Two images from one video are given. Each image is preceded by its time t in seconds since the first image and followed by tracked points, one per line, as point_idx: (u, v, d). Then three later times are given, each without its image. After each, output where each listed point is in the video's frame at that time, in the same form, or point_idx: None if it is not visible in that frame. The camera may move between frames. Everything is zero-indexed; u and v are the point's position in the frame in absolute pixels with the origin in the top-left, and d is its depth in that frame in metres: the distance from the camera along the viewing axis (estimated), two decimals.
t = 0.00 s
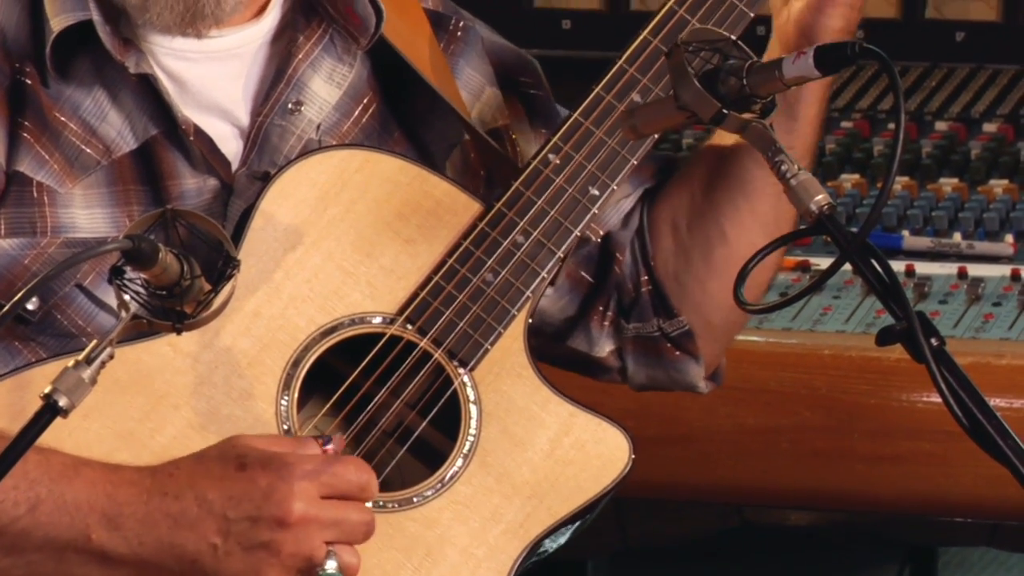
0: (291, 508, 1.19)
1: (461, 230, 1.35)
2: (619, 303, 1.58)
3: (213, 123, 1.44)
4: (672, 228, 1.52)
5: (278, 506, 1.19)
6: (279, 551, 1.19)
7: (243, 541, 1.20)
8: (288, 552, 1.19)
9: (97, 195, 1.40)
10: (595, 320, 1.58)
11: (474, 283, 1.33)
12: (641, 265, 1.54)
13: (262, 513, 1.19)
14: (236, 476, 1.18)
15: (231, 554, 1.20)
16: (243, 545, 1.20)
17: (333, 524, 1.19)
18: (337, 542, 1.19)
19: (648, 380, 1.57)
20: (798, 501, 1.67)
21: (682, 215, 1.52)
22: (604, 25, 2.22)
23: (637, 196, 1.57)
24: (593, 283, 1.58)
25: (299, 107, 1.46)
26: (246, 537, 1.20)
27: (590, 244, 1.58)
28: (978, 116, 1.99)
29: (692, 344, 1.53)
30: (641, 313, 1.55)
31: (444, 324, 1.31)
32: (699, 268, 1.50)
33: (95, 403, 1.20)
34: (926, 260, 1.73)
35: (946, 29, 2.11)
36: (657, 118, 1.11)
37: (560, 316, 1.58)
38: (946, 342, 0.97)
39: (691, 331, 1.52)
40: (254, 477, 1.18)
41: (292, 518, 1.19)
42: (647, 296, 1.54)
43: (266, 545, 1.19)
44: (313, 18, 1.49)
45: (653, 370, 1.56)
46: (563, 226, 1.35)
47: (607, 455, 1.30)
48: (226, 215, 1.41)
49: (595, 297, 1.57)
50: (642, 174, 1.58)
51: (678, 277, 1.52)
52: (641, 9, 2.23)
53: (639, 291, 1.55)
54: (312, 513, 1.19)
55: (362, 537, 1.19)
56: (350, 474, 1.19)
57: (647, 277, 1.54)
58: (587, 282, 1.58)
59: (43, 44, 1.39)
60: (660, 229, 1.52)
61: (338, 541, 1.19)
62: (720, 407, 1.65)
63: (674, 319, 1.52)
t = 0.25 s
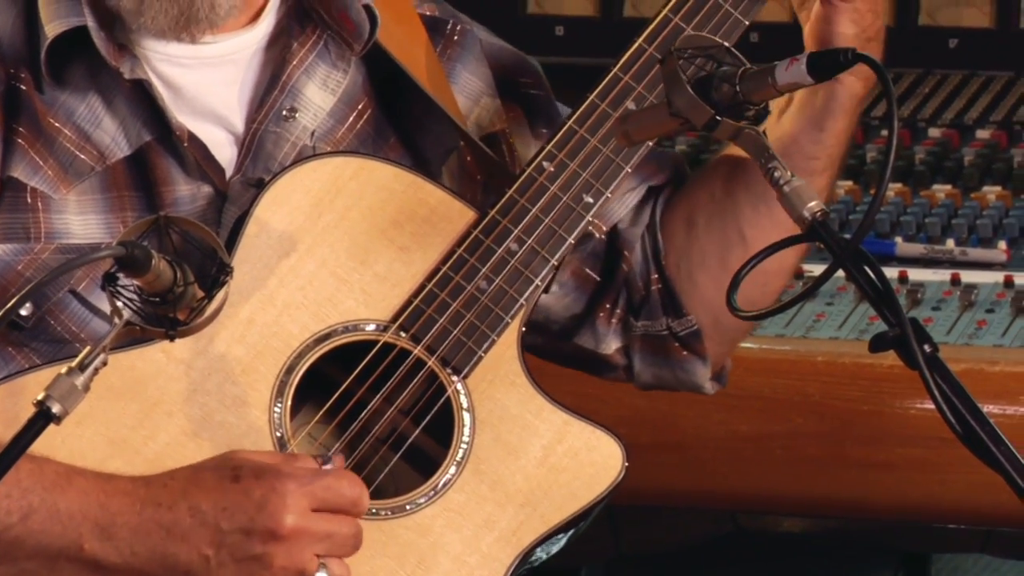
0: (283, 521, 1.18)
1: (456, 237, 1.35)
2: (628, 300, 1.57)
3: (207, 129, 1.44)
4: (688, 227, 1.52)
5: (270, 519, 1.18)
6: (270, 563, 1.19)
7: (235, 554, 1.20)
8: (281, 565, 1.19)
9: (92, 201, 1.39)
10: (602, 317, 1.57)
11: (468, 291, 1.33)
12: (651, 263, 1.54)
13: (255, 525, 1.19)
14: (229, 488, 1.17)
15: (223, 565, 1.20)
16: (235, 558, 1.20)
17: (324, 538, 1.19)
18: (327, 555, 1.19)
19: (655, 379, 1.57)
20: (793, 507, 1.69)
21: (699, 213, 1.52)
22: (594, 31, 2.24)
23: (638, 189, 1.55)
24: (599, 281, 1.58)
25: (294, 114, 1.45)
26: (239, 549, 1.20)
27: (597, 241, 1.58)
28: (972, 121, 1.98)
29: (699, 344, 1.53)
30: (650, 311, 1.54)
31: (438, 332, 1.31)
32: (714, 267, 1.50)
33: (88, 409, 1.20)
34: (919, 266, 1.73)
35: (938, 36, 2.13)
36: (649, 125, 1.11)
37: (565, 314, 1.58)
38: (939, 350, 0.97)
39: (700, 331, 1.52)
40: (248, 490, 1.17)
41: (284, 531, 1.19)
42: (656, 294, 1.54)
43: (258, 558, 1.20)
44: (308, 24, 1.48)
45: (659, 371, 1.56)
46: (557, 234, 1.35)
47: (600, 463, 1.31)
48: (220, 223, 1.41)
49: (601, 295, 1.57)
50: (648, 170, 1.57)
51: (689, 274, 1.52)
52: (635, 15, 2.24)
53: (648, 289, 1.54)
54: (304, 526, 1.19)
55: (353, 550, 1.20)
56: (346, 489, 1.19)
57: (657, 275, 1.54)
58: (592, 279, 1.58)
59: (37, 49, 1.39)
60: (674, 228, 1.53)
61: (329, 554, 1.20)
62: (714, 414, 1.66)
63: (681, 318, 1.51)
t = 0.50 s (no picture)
0: (287, 532, 1.18)
1: (457, 235, 1.35)
2: (635, 295, 1.57)
3: (208, 128, 1.44)
4: (694, 222, 1.52)
5: (274, 530, 1.18)
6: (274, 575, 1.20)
7: (237, 564, 1.21)
8: None
9: (92, 198, 1.39)
10: (612, 312, 1.56)
11: (469, 290, 1.33)
12: (658, 258, 1.54)
13: (258, 535, 1.19)
14: (235, 498, 1.18)
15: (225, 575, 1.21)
16: (237, 567, 1.21)
17: (326, 549, 1.19)
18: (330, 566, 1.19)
19: (662, 372, 1.57)
20: (795, 508, 1.70)
21: (706, 207, 1.51)
22: (595, 32, 2.24)
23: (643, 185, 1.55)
24: (605, 277, 1.58)
25: (294, 113, 1.45)
26: (241, 560, 1.20)
27: (604, 235, 1.58)
28: (973, 123, 1.98)
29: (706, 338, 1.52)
30: (657, 304, 1.54)
31: (439, 331, 1.31)
32: (722, 261, 1.50)
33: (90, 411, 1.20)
34: (921, 268, 1.73)
35: (939, 37, 2.13)
36: (651, 126, 1.11)
37: (573, 309, 1.58)
38: (941, 350, 0.97)
39: (707, 324, 1.52)
40: (253, 500, 1.18)
41: (288, 542, 1.19)
42: (663, 288, 1.54)
43: (260, 568, 1.20)
44: (308, 23, 1.49)
45: (668, 363, 1.55)
46: (558, 233, 1.35)
47: (602, 462, 1.30)
48: (222, 222, 1.41)
49: (611, 288, 1.57)
50: (653, 164, 1.56)
51: (696, 268, 1.52)
52: (636, 16, 2.24)
53: (655, 282, 1.54)
54: (307, 537, 1.19)
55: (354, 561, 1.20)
56: (351, 500, 1.19)
57: (664, 270, 1.54)
58: (598, 275, 1.58)
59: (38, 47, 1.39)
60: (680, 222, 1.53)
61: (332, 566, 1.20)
62: (714, 415, 1.66)
63: (688, 311, 1.51)
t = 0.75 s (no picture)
0: (287, 533, 1.18)
1: (457, 237, 1.35)
2: (632, 300, 1.57)
3: (208, 129, 1.44)
4: (693, 225, 1.52)
5: (273, 531, 1.18)
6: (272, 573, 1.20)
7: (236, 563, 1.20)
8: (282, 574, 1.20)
9: (92, 200, 1.39)
10: (608, 317, 1.56)
11: (469, 292, 1.33)
12: (655, 263, 1.53)
13: (256, 535, 1.19)
14: (235, 499, 1.17)
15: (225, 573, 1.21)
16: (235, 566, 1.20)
17: (325, 552, 1.19)
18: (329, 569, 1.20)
19: (659, 376, 1.57)
20: (794, 509, 1.70)
21: (706, 210, 1.51)
22: (595, 33, 2.24)
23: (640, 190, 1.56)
24: (602, 283, 1.58)
25: (294, 114, 1.45)
26: (240, 559, 1.20)
27: (600, 241, 1.57)
28: (972, 125, 1.98)
29: (704, 342, 1.52)
30: (654, 309, 1.54)
31: (439, 333, 1.31)
32: (720, 264, 1.50)
33: (90, 412, 1.20)
34: (920, 270, 1.73)
35: (940, 38, 2.13)
36: (651, 128, 1.11)
37: (569, 314, 1.57)
38: (941, 352, 0.97)
39: (703, 328, 1.52)
40: (253, 502, 1.17)
41: (288, 542, 1.19)
42: (660, 292, 1.53)
43: (258, 567, 1.20)
44: (307, 24, 1.48)
45: (665, 368, 1.55)
46: (558, 235, 1.35)
47: (602, 464, 1.30)
48: (223, 224, 1.42)
49: (606, 294, 1.57)
50: (652, 169, 1.57)
51: (693, 273, 1.52)
52: (636, 17, 2.25)
53: (652, 289, 1.54)
54: (307, 540, 1.19)
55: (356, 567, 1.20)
56: (350, 504, 1.19)
57: (661, 275, 1.53)
58: (595, 281, 1.57)
59: (37, 49, 1.39)
60: (677, 229, 1.53)
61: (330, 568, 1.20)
62: (714, 416, 1.67)
63: (686, 316, 1.51)
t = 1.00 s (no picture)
0: (286, 512, 1.19)
1: (457, 240, 1.35)
2: (628, 306, 1.57)
3: (208, 133, 1.44)
4: (688, 233, 1.52)
5: (272, 510, 1.19)
6: (273, 555, 1.19)
7: (236, 546, 1.20)
8: (283, 555, 1.19)
9: (91, 204, 1.39)
10: (604, 323, 1.57)
11: (469, 295, 1.32)
12: (652, 269, 1.53)
13: (256, 516, 1.19)
14: (231, 481, 1.18)
15: (225, 557, 1.20)
16: (237, 549, 1.20)
17: (326, 527, 1.19)
18: (329, 545, 1.20)
19: (654, 383, 1.57)
20: (794, 511, 1.69)
21: (703, 216, 1.51)
22: (595, 35, 2.24)
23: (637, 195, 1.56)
24: (598, 290, 1.58)
25: (294, 118, 1.45)
26: (240, 540, 1.20)
27: (597, 248, 1.57)
28: (972, 126, 1.99)
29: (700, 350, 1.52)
30: (652, 315, 1.54)
31: (439, 336, 1.31)
32: (718, 270, 1.49)
33: (90, 414, 1.20)
34: (920, 271, 1.73)
35: (940, 40, 2.13)
36: (652, 129, 1.11)
37: (565, 321, 1.57)
38: (941, 353, 0.97)
39: (699, 336, 1.52)
40: (249, 482, 1.18)
41: (286, 522, 1.19)
42: (658, 299, 1.54)
43: (259, 549, 1.20)
44: (308, 28, 1.49)
45: (659, 374, 1.56)
46: (558, 238, 1.35)
47: (601, 466, 1.30)
48: (222, 226, 1.41)
49: (603, 300, 1.57)
50: (648, 176, 1.57)
51: (690, 278, 1.52)
52: (636, 18, 2.25)
53: (650, 294, 1.54)
54: (305, 516, 1.19)
55: (356, 541, 1.19)
56: (343, 477, 1.20)
57: (658, 281, 1.53)
58: (592, 288, 1.57)
59: (37, 52, 1.39)
60: (675, 234, 1.53)
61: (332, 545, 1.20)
62: (713, 417, 1.67)
63: (683, 324, 1.51)
